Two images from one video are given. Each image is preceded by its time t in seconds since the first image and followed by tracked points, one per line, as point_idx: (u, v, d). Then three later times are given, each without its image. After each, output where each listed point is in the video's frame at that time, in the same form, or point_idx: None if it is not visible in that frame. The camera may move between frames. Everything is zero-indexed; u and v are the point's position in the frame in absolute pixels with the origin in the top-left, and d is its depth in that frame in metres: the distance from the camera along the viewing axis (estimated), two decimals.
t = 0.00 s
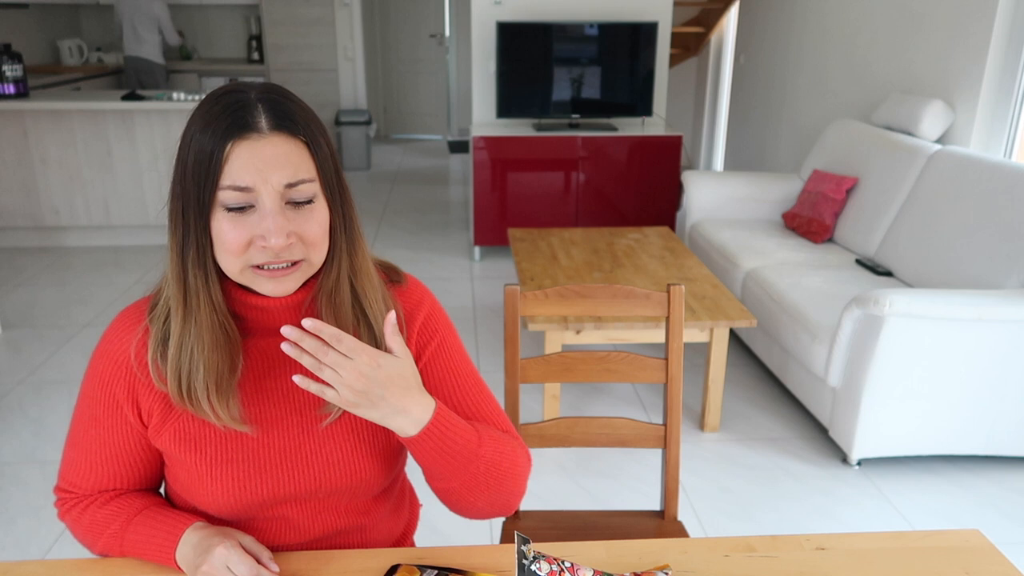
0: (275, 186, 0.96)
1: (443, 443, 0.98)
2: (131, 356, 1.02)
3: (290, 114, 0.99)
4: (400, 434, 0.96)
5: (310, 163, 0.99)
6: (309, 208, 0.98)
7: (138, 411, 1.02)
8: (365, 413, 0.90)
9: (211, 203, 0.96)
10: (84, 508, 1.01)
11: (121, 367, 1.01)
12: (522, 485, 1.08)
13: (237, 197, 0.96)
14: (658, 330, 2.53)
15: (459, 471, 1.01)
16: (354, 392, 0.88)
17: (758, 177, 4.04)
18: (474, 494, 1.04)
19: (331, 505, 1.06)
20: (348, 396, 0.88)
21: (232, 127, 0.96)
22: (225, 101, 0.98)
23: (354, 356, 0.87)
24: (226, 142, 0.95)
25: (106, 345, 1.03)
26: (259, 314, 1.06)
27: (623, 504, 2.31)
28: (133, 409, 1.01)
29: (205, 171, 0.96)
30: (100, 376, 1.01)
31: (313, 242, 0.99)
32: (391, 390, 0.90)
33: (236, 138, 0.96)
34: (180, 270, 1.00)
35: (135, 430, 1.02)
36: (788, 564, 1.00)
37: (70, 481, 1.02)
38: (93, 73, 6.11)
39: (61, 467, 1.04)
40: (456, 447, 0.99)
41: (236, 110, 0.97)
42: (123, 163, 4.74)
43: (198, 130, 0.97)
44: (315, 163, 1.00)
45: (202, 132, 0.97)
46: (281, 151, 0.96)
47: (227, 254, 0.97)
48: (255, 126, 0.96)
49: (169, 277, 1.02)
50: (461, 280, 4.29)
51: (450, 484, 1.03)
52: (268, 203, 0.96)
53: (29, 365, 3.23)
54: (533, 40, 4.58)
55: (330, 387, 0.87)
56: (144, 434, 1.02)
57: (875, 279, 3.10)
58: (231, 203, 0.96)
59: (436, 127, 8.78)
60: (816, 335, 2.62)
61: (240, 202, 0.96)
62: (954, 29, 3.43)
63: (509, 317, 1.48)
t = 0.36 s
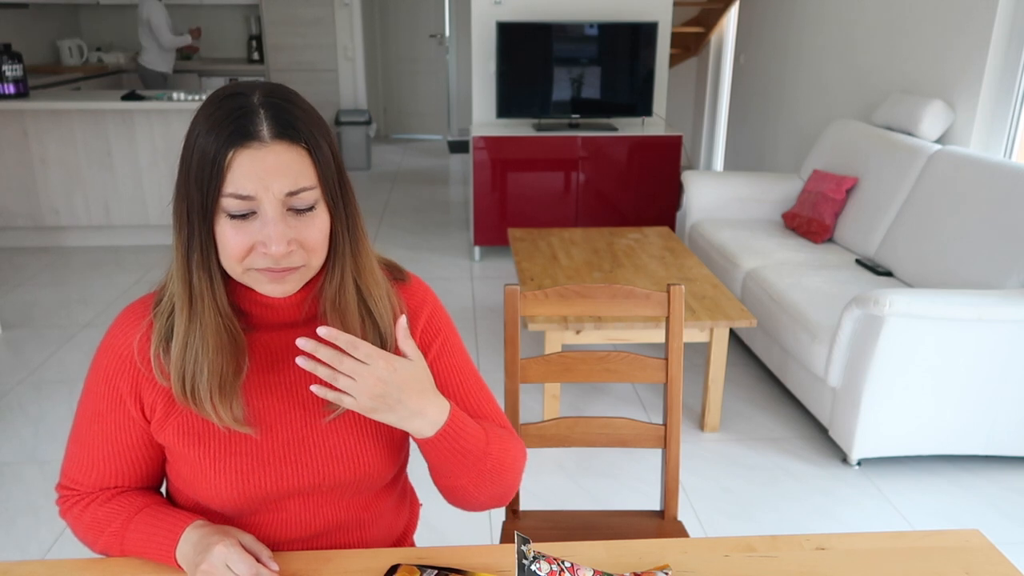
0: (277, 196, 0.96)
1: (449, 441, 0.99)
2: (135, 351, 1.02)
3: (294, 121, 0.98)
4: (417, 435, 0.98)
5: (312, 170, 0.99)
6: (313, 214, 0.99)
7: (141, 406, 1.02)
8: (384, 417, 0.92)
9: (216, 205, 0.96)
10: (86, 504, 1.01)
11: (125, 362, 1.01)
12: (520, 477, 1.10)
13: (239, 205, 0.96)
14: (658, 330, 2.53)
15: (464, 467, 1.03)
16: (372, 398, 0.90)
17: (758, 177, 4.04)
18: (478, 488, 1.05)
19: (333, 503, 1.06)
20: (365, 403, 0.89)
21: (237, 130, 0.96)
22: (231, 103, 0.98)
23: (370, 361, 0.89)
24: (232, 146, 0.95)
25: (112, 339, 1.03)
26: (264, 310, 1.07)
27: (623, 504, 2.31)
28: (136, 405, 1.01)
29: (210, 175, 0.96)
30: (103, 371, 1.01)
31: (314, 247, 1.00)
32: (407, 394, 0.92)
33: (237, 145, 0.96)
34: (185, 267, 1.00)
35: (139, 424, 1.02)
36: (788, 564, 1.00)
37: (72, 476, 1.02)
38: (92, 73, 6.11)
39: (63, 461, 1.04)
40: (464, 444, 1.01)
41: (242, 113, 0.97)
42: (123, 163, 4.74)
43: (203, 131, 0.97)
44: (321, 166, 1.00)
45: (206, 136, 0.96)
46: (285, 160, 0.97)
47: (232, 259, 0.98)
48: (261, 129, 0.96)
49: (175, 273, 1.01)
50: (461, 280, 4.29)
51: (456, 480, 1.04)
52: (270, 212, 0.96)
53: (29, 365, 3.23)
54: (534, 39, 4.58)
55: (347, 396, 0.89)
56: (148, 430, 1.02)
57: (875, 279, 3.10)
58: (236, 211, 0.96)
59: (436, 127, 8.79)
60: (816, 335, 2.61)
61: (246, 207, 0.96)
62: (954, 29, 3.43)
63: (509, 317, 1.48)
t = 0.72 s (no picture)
0: (283, 187, 0.96)
1: (451, 442, 1.00)
2: (137, 349, 1.02)
3: (297, 115, 0.99)
4: (422, 435, 0.98)
5: (316, 163, 1.00)
6: (317, 208, 0.99)
7: (143, 406, 1.02)
8: (389, 416, 0.92)
9: (221, 203, 0.96)
10: (87, 504, 1.01)
11: (127, 362, 1.01)
12: (520, 476, 1.11)
13: (247, 196, 0.96)
14: (658, 330, 2.53)
15: (465, 468, 1.03)
16: (378, 397, 0.90)
17: (757, 177, 4.04)
18: (479, 488, 1.06)
19: (335, 503, 1.06)
20: (372, 402, 0.90)
21: (241, 127, 0.96)
22: (234, 101, 0.98)
23: (377, 361, 0.90)
24: (237, 143, 0.96)
25: (114, 338, 1.03)
26: (268, 309, 1.07)
27: (623, 504, 2.30)
28: (138, 405, 1.01)
29: (215, 173, 0.96)
30: (105, 371, 1.01)
31: (321, 240, 1.00)
32: (414, 394, 0.93)
33: (243, 138, 0.96)
34: (187, 266, 1.00)
35: (140, 424, 1.02)
36: (788, 564, 1.00)
37: (74, 476, 1.02)
38: (92, 73, 6.12)
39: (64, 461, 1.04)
40: (468, 444, 1.01)
41: (246, 110, 0.97)
42: (123, 164, 4.74)
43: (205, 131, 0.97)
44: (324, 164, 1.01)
45: (211, 132, 0.96)
46: (290, 155, 0.97)
47: (240, 255, 0.98)
48: (264, 126, 0.97)
49: (177, 273, 1.01)
50: (461, 280, 4.29)
51: (457, 480, 1.05)
52: (278, 204, 0.97)
53: (29, 365, 3.22)
54: (534, 39, 4.58)
55: (353, 396, 0.90)
56: (149, 429, 1.02)
57: (875, 279, 3.10)
58: (242, 206, 0.96)
59: (436, 127, 8.79)
60: (816, 335, 2.61)
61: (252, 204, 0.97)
62: (954, 29, 3.43)
63: (509, 317, 1.48)
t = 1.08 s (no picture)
0: (299, 169, 0.97)
1: (455, 441, 1.00)
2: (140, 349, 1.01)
3: (302, 108, 1.01)
4: (427, 435, 0.98)
5: (324, 151, 1.02)
6: (330, 191, 1.00)
7: (144, 406, 1.02)
8: (396, 417, 0.92)
9: (231, 198, 0.96)
10: (87, 505, 1.01)
11: (127, 363, 1.01)
12: (520, 475, 1.11)
13: (263, 182, 0.96)
14: (658, 330, 2.53)
15: (467, 468, 1.03)
16: (385, 398, 0.90)
17: (758, 177, 4.04)
18: (481, 488, 1.06)
19: (337, 501, 1.06)
20: (378, 403, 0.89)
21: (247, 122, 0.96)
22: (238, 97, 0.98)
23: (383, 360, 0.89)
24: (246, 136, 0.96)
25: (115, 339, 1.03)
26: (271, 309, 1.06)
27: (623, 504, 2.30)
28: (139, 406, 1.01)
29: (222, 169, 0.95)
30: (105, 372, 1.01)
31: (335, 226, 1.00)
32: (419, 397, 0.92)
33: (256, 125, 0.96)
34: (192, 264, 0.99)
35: (141, 425, 1.02)
36: (788, 564, 1.00)
37: (73, 477, 1.02)
38: (92, 73, 6.12)
39: (64, 462, 1.04)
40: (472, 444, 1.02)
41: (252, 106, 0.97)
42: (123, 164, 4.74)
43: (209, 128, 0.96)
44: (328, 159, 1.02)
45: (219, 123, 0.96)
46: (303, 141, 0.98)
47: (254, 247, 0.97)
48: (270, 122, 0.97)
49: (178, 273, 1.00)
50: (461, 280, 4.29)
51: (460, 481, 1.05)
52: (294, 184, 0.97)
53: (29, 364, 3.22)
54: (534, 39, 4.58)
55: (359, 397, 0.89)
56: (149, 430, 1.02)
57: (875, 279, 3.10)
58: (257, 194, 0.96)
59: (436, 127, 8.79)
60: (816, 335, 2.61)
61: (266, 195, 0.97)
62: (954, 29, 3.43)
63: (509, 317, 1.48)
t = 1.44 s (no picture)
0: (323, 164, 0.97)
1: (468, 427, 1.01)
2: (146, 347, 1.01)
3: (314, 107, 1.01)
4: (441, 424, 0.98)
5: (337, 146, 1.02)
6: (348, 186, 1.00)
7: (147, 405, 1.01)
8: (411, 405, 0.91)
9: (255, 195, 0.94)
10: (76, 502, 1.00)
11: (131, 362, 1.00)
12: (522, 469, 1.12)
13: (290, 177, 0.95)
14: (658, 330, 2.53)
15: (478, 456, 1.04)
16: (402, 385, 0.89)
17: (758, 177, 4.04)
18: (488, 482, 1.07)
19: (345, 499, 1.07)
20: (395, 390, 0.89)
21: (267, 119, 0.95)
22: (255, 95, 0.97)
23: (402, 349, 0.89)
24: (269, 134, 0.94)
25: (117, 338, 1.02)
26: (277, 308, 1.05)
27: (623, 504, 2.30)
28: (142, 405, 1.01)
29: (244, 168, 0.93)
30: (106, 370, 1.00)
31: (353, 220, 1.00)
32: (436, 383, 0.92)
33: (280, 121, 0.96)
34: (207, 264, 0.97)
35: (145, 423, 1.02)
36: (789, 564, 1.00)
37: (63, 474, 1.01)
38: (92, 74, 6.12)
39: (53, 460, 1.02)
40: (482, 433, 1.03)
41: (269, 104, 0.96)
42: (123, 164, 4.74)
43: (227, 125, 0.94)
44: (342, 155, 1.02)
45: (240, 119, 0.95)
46: (321, 135, 0.98)
47: (278, 245, 0.95)
48: (290, 119, 0.96)
49: (188, 273, 0.98)
50: (461, 280, 4.29)
51: (475, 469, 1.05)
52: (319, 179, 0.97)
53: (29, 365, 3.22)
54: (534, 39, 4.58)
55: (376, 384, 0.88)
56: (152, 430, 1.02)
57: (875, 279, 3.10)
58: (281, 190, 0.95)
59: (435, 127, 8.79)
60: (816, 335, 2.61)
61: (290, 190, 0.95)
62: (954, 28, 3.43)
63: (509, 317, 1.48)
